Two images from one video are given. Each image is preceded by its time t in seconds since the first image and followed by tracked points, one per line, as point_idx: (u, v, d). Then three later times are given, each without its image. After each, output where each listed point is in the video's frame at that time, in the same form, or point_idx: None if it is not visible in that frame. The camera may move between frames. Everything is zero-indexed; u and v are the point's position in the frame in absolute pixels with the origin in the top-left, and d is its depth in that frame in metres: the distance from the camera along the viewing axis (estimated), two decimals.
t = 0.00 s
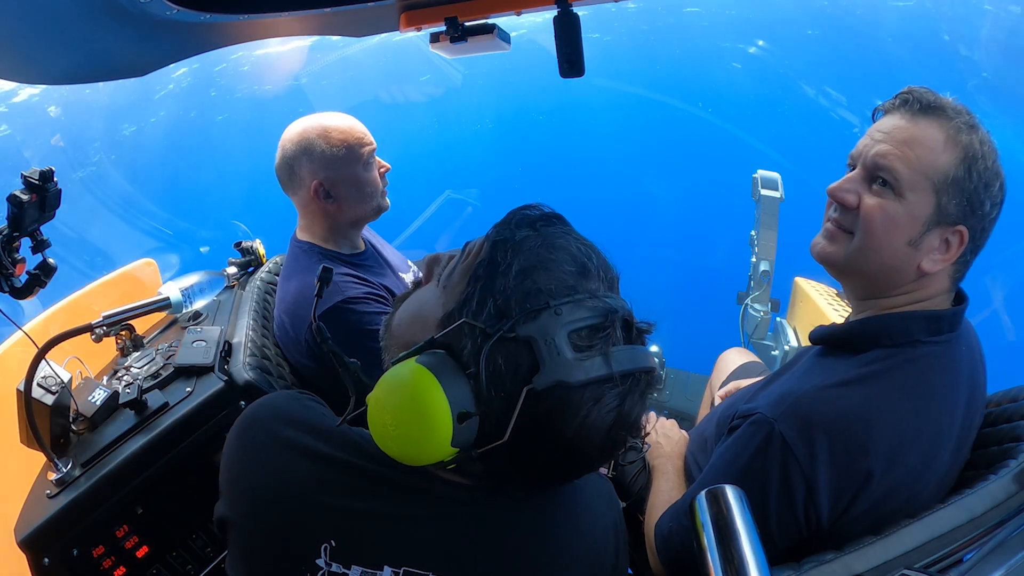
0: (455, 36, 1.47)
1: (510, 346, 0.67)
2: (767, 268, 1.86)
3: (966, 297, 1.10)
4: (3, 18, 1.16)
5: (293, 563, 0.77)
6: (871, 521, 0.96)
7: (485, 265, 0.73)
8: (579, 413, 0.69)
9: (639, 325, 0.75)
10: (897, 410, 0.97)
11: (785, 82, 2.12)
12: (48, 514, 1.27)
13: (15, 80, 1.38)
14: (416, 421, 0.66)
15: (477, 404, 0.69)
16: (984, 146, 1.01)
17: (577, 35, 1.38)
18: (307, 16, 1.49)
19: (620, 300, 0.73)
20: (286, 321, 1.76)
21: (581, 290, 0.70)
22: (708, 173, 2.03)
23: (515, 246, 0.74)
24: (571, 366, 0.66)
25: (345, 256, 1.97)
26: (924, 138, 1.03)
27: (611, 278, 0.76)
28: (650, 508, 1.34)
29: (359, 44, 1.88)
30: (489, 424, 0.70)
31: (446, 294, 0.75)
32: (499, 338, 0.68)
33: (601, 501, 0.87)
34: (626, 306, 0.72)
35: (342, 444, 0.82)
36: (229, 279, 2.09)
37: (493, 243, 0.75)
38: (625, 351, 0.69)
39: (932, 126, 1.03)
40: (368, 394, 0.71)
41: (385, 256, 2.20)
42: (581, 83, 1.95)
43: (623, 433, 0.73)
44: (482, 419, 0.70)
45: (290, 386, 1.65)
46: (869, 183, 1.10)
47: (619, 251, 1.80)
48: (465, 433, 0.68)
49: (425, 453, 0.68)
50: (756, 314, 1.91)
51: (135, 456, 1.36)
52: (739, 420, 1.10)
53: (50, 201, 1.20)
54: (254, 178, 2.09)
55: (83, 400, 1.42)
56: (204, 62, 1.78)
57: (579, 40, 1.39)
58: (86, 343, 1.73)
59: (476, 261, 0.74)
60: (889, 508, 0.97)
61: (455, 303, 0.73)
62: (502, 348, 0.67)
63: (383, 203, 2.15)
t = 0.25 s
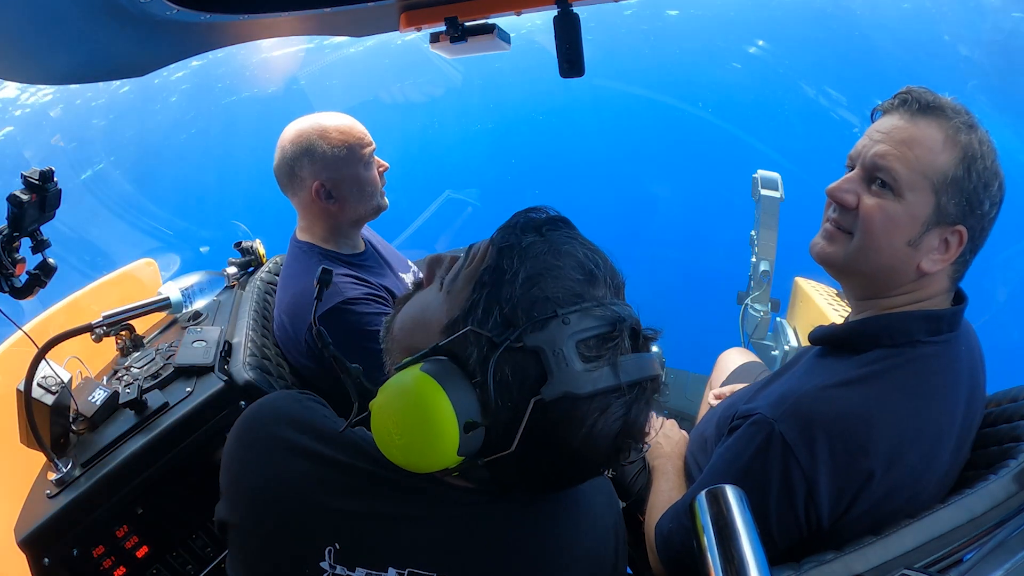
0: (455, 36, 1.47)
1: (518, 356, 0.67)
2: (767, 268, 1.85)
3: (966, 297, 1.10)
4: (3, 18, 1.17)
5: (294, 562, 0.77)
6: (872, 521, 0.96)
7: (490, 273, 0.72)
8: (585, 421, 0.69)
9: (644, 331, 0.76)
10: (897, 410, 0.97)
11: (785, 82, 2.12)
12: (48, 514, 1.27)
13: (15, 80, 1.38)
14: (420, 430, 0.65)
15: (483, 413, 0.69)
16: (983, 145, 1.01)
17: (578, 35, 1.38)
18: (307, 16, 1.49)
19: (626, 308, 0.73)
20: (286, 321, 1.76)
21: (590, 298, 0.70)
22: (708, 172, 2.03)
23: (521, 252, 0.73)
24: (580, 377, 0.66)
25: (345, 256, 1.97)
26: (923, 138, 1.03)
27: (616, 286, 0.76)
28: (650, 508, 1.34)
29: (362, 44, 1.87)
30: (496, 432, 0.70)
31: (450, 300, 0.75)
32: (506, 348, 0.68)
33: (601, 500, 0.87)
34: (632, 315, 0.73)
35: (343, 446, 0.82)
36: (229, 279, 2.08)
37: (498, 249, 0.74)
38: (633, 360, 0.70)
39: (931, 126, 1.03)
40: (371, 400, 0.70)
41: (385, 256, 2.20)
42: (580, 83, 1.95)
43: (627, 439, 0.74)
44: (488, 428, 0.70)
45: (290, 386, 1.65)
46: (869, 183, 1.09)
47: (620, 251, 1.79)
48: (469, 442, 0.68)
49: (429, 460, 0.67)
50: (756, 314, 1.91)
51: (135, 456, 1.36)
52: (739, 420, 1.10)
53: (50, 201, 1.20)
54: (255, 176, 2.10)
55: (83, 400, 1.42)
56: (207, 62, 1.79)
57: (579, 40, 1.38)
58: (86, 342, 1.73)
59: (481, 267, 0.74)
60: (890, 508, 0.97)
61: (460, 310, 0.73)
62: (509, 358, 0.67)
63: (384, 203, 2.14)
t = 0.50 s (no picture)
0: (455, 36, 1.47)
1: (520, 366, 0.67)
2: (767, 269, 1.86)
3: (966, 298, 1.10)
4: (3, 18, 1.17)
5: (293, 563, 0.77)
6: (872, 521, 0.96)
7: (496, 279, 0.72)
8: (588, 435, 0.69)
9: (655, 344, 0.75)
10: (897, 411, 0.97)
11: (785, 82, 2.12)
12: (48, 514, 1.27)
13: (15, 80, 1.37)
14: (420, 436, 0.65)
15: (483, 423, 0.69)
16: (983, 146, 1.01)
17: (577, 35, 1.38)
18: (307, 16, 1.49)
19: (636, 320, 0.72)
20: (285, 321, 1.76)
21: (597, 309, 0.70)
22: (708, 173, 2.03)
23: (528, 259, 0.73)
24: (584, 391, 0.65)
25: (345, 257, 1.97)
26: (923, 139, 1.03)
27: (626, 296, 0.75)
28: (650, 508, 1.34)
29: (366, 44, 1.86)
30: (497, 442, 0.70)
31: (454, 305, 0.75)
32: (509, 357, 0.67)
33: (601, 500, 0.87)
34: (642, 327, 0.72)
35: (343, 450, 0.82)
36: (228, 279, 2.08)
37: (505, 255, 0.74)
38: (640, 374, 0.69)
39: (931, 126, 1.03)
40: (372, 404, 0.70)
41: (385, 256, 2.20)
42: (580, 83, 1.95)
43: (632, 455, 0.73)
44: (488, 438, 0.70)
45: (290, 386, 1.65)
46: (870, 183, 1.09)
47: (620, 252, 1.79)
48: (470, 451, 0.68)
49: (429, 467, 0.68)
50: (755, 314, 1.92)
51: (135, 456, 1.36)
52: (739, 421, 1.10)
53: (50, 201, 1.20)
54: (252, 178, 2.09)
55: (83, 400, 1.42)
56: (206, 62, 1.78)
57: (579, 40, 1.38)
58: (87, 342, 1.74)
59: (487, 273, 0.74)
60: (890, 508, 0.97)
61: (464, 315, 0.73)
62: (511, 368, 0.67)
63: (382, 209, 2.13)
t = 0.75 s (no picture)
0: (455, 36, 1.47)
1: (525, 377, 0.67)
2: (767, 268, 1.89)
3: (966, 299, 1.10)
4: (3, 18, 1.17)
5: (295, 562, 0.77)
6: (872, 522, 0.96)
7: (505, 286, 0.73)
8: (593, 449, 0.68)
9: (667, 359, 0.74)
10: (897, 412, 0.97)
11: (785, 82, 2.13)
12: (48, 514, 1.27)
13: (15, 79, 1.37)
14: (423, 443, 0.66)
15: (486, 433, 0.68)
16: (988, 148, 1.01)
17: (578, 35, 1.38)
18: (307, 16, 1.49)
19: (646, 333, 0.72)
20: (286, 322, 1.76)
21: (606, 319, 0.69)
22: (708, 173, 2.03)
23: (538, 267, 0.73)
24: (591, 405, 0.65)
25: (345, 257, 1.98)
26: (928, 139, 1.03)
27: (637, 308, 0.75)
28: (650, 508, 1.35)
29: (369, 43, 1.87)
30: (499, 452, 0.69)
31: (462, 311, 0.75)
32: (515, 367, 0.67)
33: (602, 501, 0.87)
34: (652, 340, 0.71)
35: (344, 453, 0.82)
36: (229, 279, 2.09)
37: (515, 261, 0.74)
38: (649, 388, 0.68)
39: (936, 126, 1.03)
40: (375, 408, 0.70)
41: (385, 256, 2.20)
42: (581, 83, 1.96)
43: (638, 470, 0.72)
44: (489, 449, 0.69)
45: (290, 386, 1.65)
46: (874, 181, 1.09)
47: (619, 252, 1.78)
48: (470, 461, 0.67)
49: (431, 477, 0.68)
50: (755, 314, 1.94)
51: (135, 456, 1.36)
52: (739, 421, 1.10)
53: (50, 201, 1.20)
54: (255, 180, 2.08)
55: (83, 400, 1.42)
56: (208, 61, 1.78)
57: (579, 40, 1.38)
58: (87, 342, 1.74)
59: (496, 280, 0.74)
60: (890, 508, 0.97)
61: (471, 322, 0.73)
62: (516, 379, 0.67)
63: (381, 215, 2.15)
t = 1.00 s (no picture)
0: (455, 36, 1.47)
1: (517, 377, 0.67)
2: (767, 268, 1.91)
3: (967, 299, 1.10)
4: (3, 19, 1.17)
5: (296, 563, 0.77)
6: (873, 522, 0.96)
7: (504, 283, 0.73)
8: (584, 455, 0.67)
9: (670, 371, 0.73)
10: (897, 412, 0.97)
11: (785, 81, 2.11)
12: (48, 514, 1.27)
13: (15, 79, 1.37)
14: (412, 442, 0.66)
15: (474, 432, 0.68)
16: (990, 149, 1.01)
17: (578, 35, 1.38)
18: (307, 16, 1.49)
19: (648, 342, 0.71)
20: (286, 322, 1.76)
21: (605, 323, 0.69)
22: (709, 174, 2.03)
23: (539, 266, 0.74)
24: (582, 410, 0.64)
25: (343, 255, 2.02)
26: (929, 139, 1.03)
27: (639, 313, 0.74)
28: (650, 508, 1.35)
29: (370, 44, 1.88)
30: (486, 454, 0.69)
31: (462, 307, 0.75)
32: (507, 366, 0.67)
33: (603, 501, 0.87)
34: (653, 350, 0.70)
35: (342, 451, 0.82)
36: (228, 279, 2.12)
37: (516, 259, 0.75)
38: (646, 400, 0.67)
39: (937, 127, 1.03)
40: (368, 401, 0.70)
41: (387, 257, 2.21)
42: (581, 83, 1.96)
43: (635, 479, 0.72)
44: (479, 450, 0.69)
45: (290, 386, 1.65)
46: (875, 181, 1.09)
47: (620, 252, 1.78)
48: (456, 461, 0.67)
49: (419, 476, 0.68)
50: (755, 314, 1.95)
51: (135, 456, 1.36)
52: (739, 421, 1.10)
53: (50, 201, 1.20)
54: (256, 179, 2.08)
55: (83, 400, 1.42)
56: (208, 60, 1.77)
57: (579, 40, 1.38)
58: (86, 342, 1.74)
59: (496, 277, 0.74)
60: (890, 509, 0.97)
61: (469, 318, 0.73)
62: (507, 378, 0.67)
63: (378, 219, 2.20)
